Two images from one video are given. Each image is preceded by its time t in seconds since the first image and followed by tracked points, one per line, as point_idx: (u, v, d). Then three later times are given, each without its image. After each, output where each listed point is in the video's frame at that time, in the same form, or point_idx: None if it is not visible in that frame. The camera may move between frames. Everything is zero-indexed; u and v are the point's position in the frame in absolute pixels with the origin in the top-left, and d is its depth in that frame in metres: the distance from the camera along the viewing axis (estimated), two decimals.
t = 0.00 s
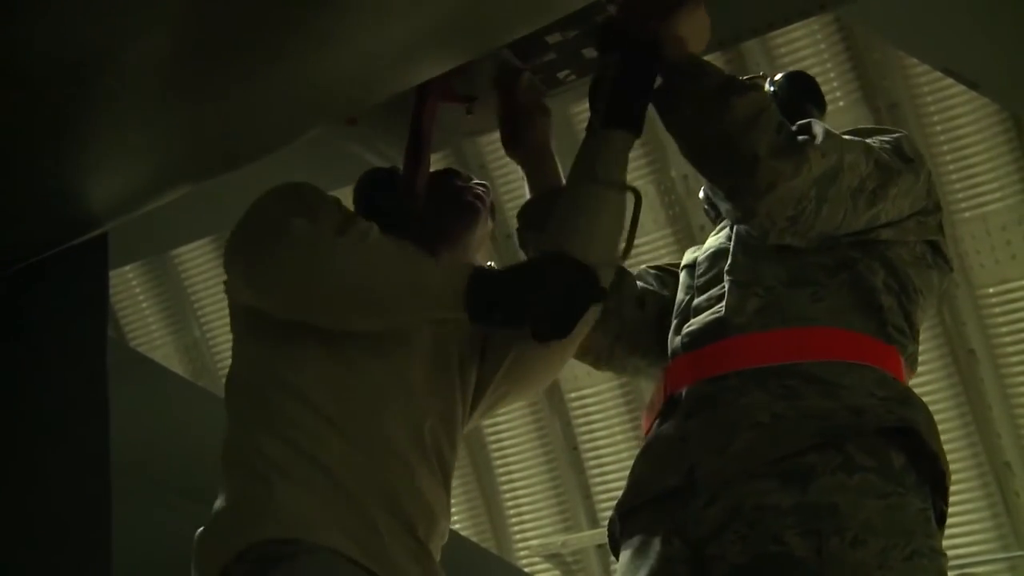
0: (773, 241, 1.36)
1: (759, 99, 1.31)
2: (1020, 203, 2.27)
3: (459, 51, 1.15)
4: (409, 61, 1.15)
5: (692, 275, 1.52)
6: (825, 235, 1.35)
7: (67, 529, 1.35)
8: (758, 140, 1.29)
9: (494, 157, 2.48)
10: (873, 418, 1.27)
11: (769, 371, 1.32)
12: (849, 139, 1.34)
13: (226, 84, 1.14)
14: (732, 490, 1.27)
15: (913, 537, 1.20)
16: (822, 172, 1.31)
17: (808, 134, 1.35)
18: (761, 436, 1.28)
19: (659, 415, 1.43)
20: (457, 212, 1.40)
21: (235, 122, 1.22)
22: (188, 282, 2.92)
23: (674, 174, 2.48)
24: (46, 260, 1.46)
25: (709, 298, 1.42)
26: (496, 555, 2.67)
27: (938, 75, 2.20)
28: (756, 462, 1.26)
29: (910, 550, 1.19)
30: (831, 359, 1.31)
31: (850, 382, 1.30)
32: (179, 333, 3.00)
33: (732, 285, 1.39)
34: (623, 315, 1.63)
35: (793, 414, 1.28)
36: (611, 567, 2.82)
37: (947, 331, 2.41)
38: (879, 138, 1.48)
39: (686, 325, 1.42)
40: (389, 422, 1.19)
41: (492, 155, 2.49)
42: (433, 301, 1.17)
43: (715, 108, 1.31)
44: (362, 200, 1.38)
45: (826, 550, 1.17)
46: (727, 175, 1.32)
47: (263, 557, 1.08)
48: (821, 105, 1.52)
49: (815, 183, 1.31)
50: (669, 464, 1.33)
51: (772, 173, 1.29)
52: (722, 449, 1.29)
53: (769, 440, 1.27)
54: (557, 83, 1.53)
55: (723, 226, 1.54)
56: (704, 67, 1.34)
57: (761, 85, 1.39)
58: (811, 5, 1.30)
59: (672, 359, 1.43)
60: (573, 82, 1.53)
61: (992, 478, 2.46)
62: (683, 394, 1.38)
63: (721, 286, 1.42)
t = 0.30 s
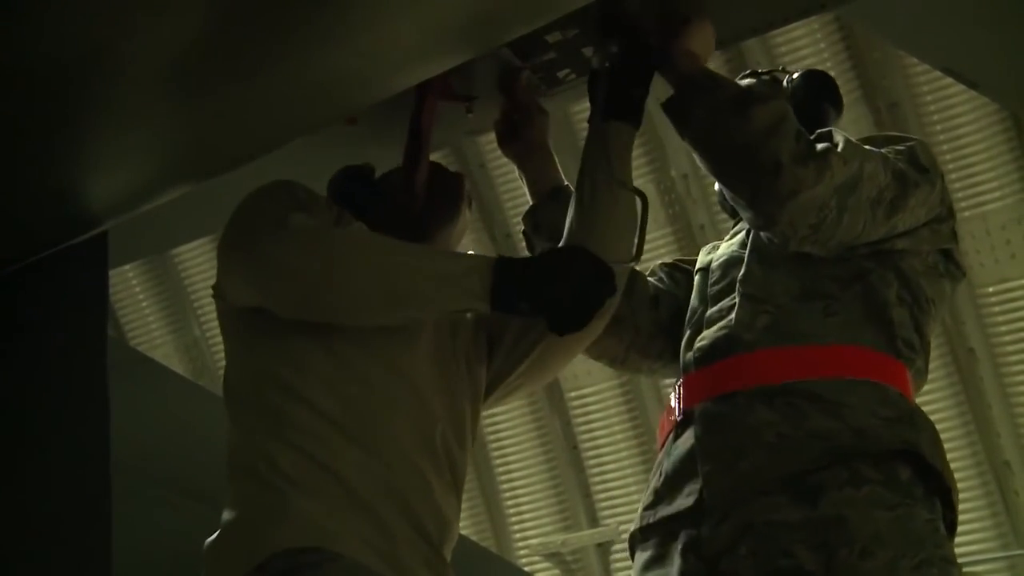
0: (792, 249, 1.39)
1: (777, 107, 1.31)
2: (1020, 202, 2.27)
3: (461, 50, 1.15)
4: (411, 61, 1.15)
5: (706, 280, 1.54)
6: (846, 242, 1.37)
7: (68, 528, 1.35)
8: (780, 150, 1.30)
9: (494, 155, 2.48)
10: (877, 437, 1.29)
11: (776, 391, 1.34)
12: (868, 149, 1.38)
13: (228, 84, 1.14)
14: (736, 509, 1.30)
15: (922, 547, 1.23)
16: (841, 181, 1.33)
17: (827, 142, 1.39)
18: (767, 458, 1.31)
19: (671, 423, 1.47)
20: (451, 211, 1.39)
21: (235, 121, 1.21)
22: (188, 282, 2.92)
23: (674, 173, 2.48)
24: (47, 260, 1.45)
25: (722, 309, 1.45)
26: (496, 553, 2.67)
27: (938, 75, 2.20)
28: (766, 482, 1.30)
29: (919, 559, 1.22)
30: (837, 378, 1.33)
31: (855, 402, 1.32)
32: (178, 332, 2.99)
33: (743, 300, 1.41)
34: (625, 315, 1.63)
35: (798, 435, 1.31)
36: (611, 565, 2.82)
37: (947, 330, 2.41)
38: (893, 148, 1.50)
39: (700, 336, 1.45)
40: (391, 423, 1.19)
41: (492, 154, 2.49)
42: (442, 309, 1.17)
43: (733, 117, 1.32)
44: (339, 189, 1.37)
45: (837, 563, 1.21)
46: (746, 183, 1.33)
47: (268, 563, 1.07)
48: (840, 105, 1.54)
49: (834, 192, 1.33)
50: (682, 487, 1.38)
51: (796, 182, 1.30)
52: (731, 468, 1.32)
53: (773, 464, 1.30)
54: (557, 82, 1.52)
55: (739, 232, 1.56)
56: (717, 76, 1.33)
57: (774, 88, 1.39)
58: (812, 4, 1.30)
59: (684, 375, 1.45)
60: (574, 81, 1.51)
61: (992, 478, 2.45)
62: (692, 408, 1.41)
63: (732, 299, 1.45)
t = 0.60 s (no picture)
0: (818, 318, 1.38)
1: (840, 183, 1.36)
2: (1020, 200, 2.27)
3: (461, 49, 1.15)
4: (411, 61, 1.15)
5: (690, 308, 1.56)
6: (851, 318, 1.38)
7: (68, 527, 1.35)
8: (837, 222, 1.33)
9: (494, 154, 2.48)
10: (852, 496, 1.30)
11: (756, 441, 1.34)
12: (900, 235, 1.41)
13: (228, 83, 1.14)
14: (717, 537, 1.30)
15: None
16: (879, 267, 1.37)
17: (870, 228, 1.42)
18: (742, 503, 1.30)
19: (645, 455, 1.47)
20: (437, 203, 1.42)
21: (234, 120, 1.21)
22: (188, 280, 2.92)
23: (673, 172, 2.48)
24: (47, 260, 1.45)
25: (709, 346, 1.45)
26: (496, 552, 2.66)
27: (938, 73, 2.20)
28: (742, 520, 1.30)
29: None
30: (818, 434, 1.34)
31: (831, 460, 1.32)
32: (179, 330, 2.99)
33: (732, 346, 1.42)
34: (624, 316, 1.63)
35: (776, 485, 1.31)
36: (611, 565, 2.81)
37: (947, 329, 2.41)
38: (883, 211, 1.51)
39: (684, 369, 1.45)
40: (390, 424, 1.19)
41: (492, 153, 2.49)
42: (443, 314, 1.17)
43: (794, 182, 1.35)
44: (319, 183, 1.37)
45: None
46: (793, 248, 1.34)
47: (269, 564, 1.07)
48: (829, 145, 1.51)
49: (872, 274, 1.36)
50: (661, 505, 1.37)
51: (846, 257, 1.33)
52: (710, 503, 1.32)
53: (750, 505, 1.30)
54: (556, 82, 1.52)
55: (727, 262, 1.57)
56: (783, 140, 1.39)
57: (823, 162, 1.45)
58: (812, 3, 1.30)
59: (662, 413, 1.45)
60: (573, 79, 1.52)
61: (991, 477, 2.45)
62: (671, 444, 1.41)
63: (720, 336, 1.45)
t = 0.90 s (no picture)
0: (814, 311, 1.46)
1: (838, 179, 1.46)
2: (1019, 196, 2.28)
3: (462, 44, 1.15)
4: (411, 55, 1.15)
5: (683, 317, 1.64)
6: (847, 316, 1.47)
7: (65, 523, 1.35)
8: (837, 214, 1.43)
9: (494, 149, 2.48)
10: (851, 511, 1.38)
11: (761, 452, 1.43)
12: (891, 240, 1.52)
13: (226, 78, 1.14)
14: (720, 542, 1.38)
15: None
16: (874, 262, 1.47)
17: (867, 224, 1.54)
18: (749, 512, 1.38)
19: (640, 462, 1.54)
20: (435, 196, 1.41)
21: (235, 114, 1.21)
22: (188, 275, 2.92)
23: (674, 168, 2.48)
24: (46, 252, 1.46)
25: (706, 355, 1.54)
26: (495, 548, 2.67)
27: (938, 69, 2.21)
28: (748, 526, 1.38)
29: None
30: (819, 451, 1.44)
31: (833, 477, 1.42)
32: (178, 325, 3.00)
33: (733, 358, 1.51)
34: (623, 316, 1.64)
35: (782, 498, 1.38)
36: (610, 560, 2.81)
37: (946, 325, 2.41)
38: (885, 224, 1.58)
39: (683, 379, 1.53)
40: (390, 419, 1.20)
41: (492, 149, 2.49)
42: (448, 307, 1.17)
43: (795, 178, 1.45)
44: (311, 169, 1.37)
45: None
46: (796, 240, 1.43)
47: (269, 554, 1.08)
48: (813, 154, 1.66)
49: (868, 268, 1.46)
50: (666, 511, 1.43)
51: (845, 249, 1.43)
52: (714, 510, 1.40)
53: (756, 514, 1.38)
54: (556, 77, 1.52)
55: (717, 275, 1.67)
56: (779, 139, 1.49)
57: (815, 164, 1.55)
58: None
59: (663, 418, 1.53)
60: (574, 76, 1.52)
61: (990, 473, 2.45)
62: (672, 453, 1.49)
63: (715, 346, 1.54)
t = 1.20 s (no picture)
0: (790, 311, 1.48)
1: (807, 182, 1.46)
2: (1018, 193, 2.28)
3: (462, 40, 1.15)
4: (410, 51, 1.15)
5: (680, 314, 1.64)
6: (829, 316, 1.48)
7: (66, 520, 1.35)
8: (805, 220, 1.44)
9: (493, 145, 2.47)
10: (855, 506, 1.39)
11: (766, 448, 1.44)
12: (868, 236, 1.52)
13: (225, 74, 1.13)
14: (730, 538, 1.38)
15: None
16: (851, 260, 1.47)
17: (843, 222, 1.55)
18: (759, 508, 1.38)
19: (643, 460, 1.54)
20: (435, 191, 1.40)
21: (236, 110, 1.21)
22: (188, 272, 2.92)
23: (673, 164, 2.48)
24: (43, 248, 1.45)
25: (705, 351, 1.54)
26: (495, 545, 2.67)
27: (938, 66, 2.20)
28: (758, 523, 1.37)
29: None
30: (822, 445, 1.44)
31: (839, 472, 1.43)
32: (178, 321, 3.00)
33: (733, 352, 1.52)
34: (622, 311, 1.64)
35: (789, 493, 1.39)
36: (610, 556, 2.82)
37: (946, 322, 2.41)
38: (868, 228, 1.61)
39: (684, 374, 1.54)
40: (391, 415, 1.20)
41: (491, 144, 2.48)
42: (457, 312, 1.17)
43: (765, 184, 1.45)
44: (311, 160, 1.39)
45: None
46: (770, 246, 1.44)
47: (268, 546, 1.08)
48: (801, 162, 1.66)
49: (843, 268, 1.46)
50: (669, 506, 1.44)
51: (817, 253, 1.43)
52: (724, 505, 1.40)
53: (767, 509, 1.38)
54: (557, 73, 1.52)
55: (712, 272, 1.67)
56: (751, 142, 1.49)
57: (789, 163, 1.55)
58: None
59: (665, 415, 1.53)
60: (574, 72, 1.52)
61: (989, 469, 2.45)
62: (676, 449, 1.49)
63: (714, 342, 1.54)
